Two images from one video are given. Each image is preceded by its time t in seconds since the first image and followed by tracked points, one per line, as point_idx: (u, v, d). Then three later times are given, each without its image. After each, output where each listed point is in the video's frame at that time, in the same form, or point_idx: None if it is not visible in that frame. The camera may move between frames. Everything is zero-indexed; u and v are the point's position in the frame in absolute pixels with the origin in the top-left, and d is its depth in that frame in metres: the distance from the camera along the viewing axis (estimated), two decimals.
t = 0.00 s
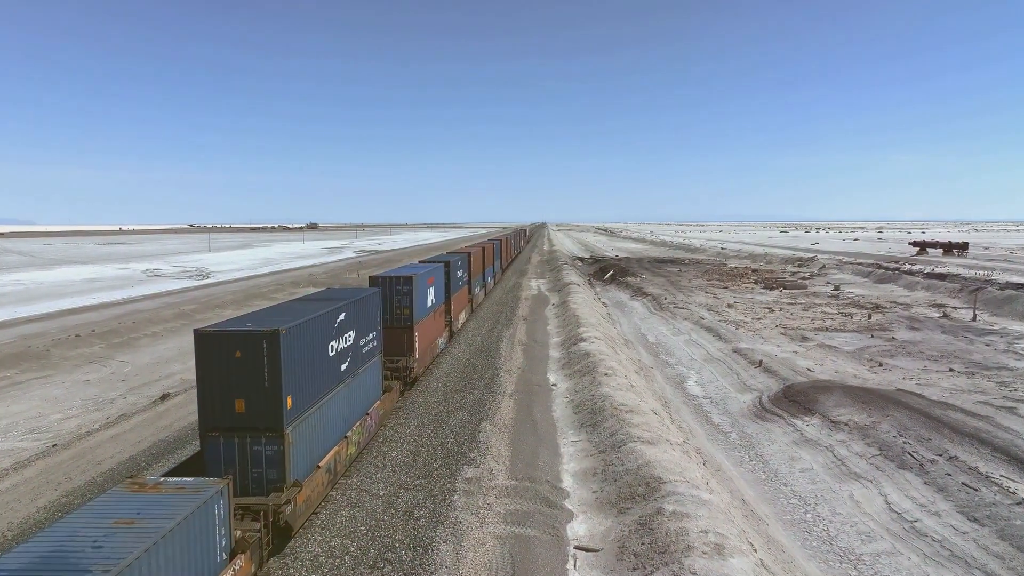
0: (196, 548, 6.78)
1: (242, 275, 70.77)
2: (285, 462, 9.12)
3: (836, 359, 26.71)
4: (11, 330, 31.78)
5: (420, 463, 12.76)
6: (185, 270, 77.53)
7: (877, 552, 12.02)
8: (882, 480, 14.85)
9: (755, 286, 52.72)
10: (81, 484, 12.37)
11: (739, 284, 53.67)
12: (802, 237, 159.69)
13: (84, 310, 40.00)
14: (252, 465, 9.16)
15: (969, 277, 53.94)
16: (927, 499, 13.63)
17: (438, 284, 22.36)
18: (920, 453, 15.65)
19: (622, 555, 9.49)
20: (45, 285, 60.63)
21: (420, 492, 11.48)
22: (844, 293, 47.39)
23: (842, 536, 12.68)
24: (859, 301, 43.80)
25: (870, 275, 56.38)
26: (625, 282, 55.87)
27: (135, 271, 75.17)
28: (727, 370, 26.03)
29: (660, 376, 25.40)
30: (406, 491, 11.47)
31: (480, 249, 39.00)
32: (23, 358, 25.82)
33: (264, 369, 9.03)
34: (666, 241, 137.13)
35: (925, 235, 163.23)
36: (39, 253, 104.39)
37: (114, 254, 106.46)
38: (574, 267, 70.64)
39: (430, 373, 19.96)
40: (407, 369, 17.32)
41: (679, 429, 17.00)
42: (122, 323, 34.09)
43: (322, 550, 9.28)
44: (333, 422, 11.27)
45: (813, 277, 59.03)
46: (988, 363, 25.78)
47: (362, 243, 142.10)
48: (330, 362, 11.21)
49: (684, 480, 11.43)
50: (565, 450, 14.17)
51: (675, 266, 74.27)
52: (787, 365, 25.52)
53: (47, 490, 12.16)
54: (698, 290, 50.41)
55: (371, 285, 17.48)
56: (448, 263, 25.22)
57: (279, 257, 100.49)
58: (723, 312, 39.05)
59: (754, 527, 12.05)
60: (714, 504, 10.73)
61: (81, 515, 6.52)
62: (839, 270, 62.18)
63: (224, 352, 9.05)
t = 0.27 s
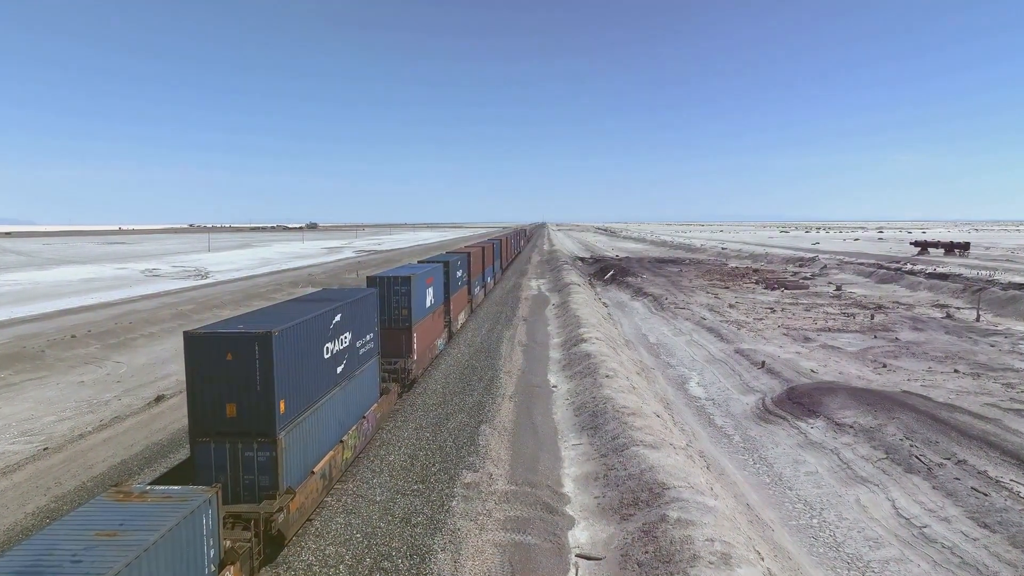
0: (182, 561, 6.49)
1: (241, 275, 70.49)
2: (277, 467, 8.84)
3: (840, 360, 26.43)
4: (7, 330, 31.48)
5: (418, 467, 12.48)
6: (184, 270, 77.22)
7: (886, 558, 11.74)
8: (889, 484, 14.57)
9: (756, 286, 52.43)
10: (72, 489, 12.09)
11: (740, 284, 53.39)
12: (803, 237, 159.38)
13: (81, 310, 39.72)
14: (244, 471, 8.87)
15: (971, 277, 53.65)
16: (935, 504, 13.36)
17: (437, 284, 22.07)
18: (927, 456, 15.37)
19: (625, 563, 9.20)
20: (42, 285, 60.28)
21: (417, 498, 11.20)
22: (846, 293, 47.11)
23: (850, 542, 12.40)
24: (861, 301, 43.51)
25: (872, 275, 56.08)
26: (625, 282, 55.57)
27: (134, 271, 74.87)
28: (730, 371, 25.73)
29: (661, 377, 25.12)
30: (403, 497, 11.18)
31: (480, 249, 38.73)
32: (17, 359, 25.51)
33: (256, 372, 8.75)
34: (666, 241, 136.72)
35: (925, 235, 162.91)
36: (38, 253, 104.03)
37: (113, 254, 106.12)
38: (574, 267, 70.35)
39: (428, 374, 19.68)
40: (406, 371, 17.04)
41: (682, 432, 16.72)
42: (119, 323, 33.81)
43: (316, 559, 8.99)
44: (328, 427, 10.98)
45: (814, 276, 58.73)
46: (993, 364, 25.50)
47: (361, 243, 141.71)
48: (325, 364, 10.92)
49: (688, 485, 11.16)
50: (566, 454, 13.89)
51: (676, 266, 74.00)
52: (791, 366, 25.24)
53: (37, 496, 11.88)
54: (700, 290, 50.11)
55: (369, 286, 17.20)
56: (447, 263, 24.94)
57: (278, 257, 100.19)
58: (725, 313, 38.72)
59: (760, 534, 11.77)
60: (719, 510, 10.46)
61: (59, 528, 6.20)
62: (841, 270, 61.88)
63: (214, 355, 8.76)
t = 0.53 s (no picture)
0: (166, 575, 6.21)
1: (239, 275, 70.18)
2: (269, 474, 8.56)
3: (843, 361, 26.14)
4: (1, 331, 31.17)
5: (415, 472, 12.19)
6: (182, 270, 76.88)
7: (894, 566, 11.45)
8: (896, 488, 14.29)
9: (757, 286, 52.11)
10: (61, 494, 11.80)
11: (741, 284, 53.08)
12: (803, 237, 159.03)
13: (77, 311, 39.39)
14: (234, 478, 8.58)
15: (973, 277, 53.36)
16: (944, 509, 13.07)
17: (435, 285, 21.78)
18: (935, 460, 15.10)
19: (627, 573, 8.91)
20: (40, 285, 59.95)
21: (414, 504, 10.90)
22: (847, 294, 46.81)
23: (857, 548, 12.11)
24: (863, 301, 43.22)
25: (874, 275, 55.76)
26: (626, 282, 55.26)
27: (132, 271, 74.52)
28: (732, 372, 25.44)
29: (663, 379, 24.83)
30: (400, 503, 10.90)
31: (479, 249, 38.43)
32: (11, 361, 25.21)
33: (247, 376, 8.47)
34: (666, 241, 136.30)
35: (926, 235, 162.59)
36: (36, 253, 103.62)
37: (111, 254, 105.74)
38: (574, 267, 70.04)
39: (427, 376, 19.38)
40: (403, 373, 16.74)
41: (684, 436, 16.43)
42: (116, 324, 33.50)
43: (308, 569, 8.70)
44: (322, 431, 10.69)
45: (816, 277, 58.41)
46: (998, 365, 25.20)
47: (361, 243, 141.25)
48: (319, 367, 10.63)
49: (692, 491, 10.87)
50: (566, 458, 13.61)
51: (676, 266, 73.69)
52: (794, 368, 24.94)
53: (25, 501, 11.59)
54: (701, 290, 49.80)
55: (366, 286, 16.92)
56: (446, 263, 24.66)
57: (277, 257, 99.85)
58: (726, 313, 38.42)
59: (765, 541, 11.47)
60: (724, 518, 10.17)
61: (35, 542, 5.91)
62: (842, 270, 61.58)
63: (203, 358, 8.49)
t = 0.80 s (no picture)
0: None
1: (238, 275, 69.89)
2: (259, 482, 8.27)
3: (847, 362, 25.86)
4: None
5: (412, 477, 11.90)
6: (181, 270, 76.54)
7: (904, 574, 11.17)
8: (904, 493, 14.00)
9: (759, 286, 51.79)
10: (50, 500, 11.54)
11: (742, 284, 52.78)
12: (804, 237, 158.61)
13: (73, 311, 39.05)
14: (224, 485, 8.30)
15: (975, 277, 53.09)
16: (954, 515, 12.79)
17: (434, 285, 21.50)
18: (943, 464, 14.80)
19: None
20: (37, 285, 59.61)
21: (411, 511, 10.61)
22: (849, 294, 46.54)
23: (866, 556, 11.80)
24: (865, 301, 42.96)
25: (875, 275, 55.48)
26: (626, 283, 54.93)
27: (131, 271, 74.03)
28: (734, 373, 25.15)
29: (664, 380, 24.52)
30: (397, 510, 10.61)
31: (479, 249, 38.19)
32: (5, 362, 24.92)
33: (237, 381, 8.19)
34: (667, 241, 136.00)
35: (927, 235, 162.24)
36: (35, 253, 103.38)
37: (110, 254, 105.32)
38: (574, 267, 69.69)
39: (425, 378, 19.11)
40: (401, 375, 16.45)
41: (687, 439, 16.15)
42: (112, 324, 33.20)
43: None
44: (316, 437, 10.39)
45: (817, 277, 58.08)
46: (1003, 366, 24.90)
47: (361, 243, 140.85)
48: (314, 370, 10.36)
49: (696, 498, 10.59)
50: (566, 463, 13.32)
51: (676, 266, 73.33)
52: (797, 369, 24.65)
53: (13, 507, 11.32)
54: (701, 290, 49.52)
55: (363, 287, 16.62)
56: (445, 264, 24.37)
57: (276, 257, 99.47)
58: (727, 314, 38.11)
59: (773, 547, 11.20)
60: (730, 525, 9.92)
61: (9, 556, 5.61)
62: (843, 270, 61.28)
63: (192, 362, 8.20)
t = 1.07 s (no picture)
0: None
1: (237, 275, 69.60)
2: (249, 491, 7.97)
3: (850, 364, 25.59)
4: None
5: (410, 483, 11.61)
6: (180, 270, 76.17)
7: None
8: (912, 498, 13.73)
9: (760, 287, 51.52)
10: (37, 506, 11.25)
11: (743, 285, 52.50)
12: (805, 238, 158.26)
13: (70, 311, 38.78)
14: (213, 494, 8.01)
15: (978, 277, 52.79)
16: (964, 522, 12.51)
17: (433, 286, 21.21)
18: (951, 469, 14.52)
19: None
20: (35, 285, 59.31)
21: (408, 519, 10.32)
22: (851, 294, 46.26)
23: (876, 564, 11.50)
24: (867, 302, 42.68)
25: (877, 275, 55.22)
26: (627, 283, 54.64)
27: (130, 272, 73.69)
28: (736, 375, 24.87)
29: (666, 382, 24.24)
30: (394, 517, 10.33)
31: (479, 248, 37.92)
32: None
33: (227, 385, 7.90)
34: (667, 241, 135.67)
35: (927, 235, 161.89)
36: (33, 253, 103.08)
37: (109, 253, 104.97)
38: (574, 267, 69.35)
39: (423, 380, 18.84)
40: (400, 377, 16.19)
41: (690, 443, 15.88)
42: (108, 325, 32.89)
43: None
44: (310, 443, 10.11)
45: (818, 277, 57.79)
46: (1009, 368, 24.63)
47: (360, 242, 140.49)
48: (308, 374, 10.08)
49: (702, 505, 10.31)
50: (567, 467, 13.03)
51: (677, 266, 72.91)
52: (800, 370, 24.37)
53: None
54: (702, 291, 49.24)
55: (360, 288, 16.35)
56: (444, 264, 24.10)
57: (276, 257, 99.15)
58: (729, 315, 37.83)
59: (780, 555, 10.91)
60: (738, 533, 9.63)
61: None
62: (845, 270, 60.96)
63: (180, 366, 7.92)
